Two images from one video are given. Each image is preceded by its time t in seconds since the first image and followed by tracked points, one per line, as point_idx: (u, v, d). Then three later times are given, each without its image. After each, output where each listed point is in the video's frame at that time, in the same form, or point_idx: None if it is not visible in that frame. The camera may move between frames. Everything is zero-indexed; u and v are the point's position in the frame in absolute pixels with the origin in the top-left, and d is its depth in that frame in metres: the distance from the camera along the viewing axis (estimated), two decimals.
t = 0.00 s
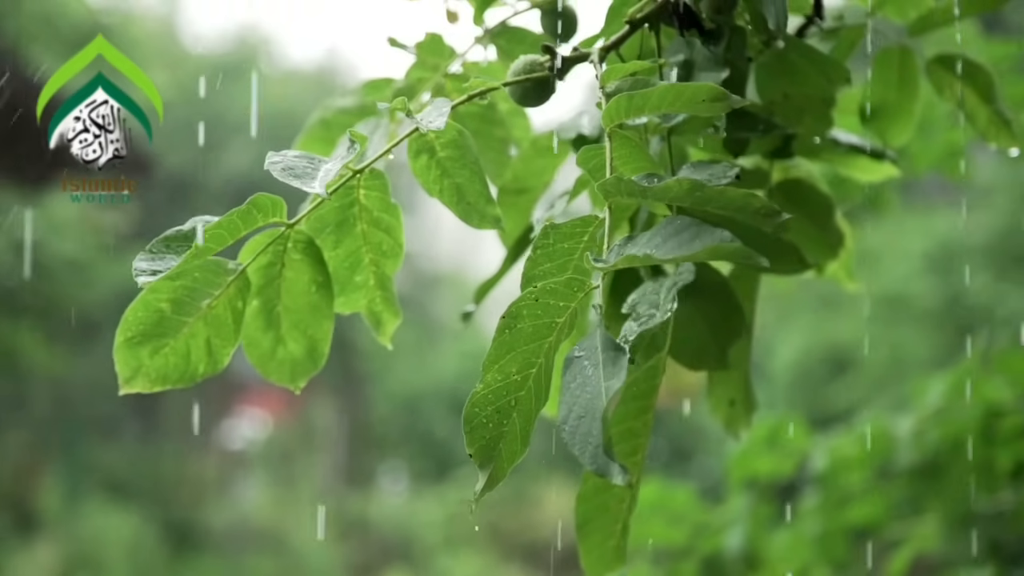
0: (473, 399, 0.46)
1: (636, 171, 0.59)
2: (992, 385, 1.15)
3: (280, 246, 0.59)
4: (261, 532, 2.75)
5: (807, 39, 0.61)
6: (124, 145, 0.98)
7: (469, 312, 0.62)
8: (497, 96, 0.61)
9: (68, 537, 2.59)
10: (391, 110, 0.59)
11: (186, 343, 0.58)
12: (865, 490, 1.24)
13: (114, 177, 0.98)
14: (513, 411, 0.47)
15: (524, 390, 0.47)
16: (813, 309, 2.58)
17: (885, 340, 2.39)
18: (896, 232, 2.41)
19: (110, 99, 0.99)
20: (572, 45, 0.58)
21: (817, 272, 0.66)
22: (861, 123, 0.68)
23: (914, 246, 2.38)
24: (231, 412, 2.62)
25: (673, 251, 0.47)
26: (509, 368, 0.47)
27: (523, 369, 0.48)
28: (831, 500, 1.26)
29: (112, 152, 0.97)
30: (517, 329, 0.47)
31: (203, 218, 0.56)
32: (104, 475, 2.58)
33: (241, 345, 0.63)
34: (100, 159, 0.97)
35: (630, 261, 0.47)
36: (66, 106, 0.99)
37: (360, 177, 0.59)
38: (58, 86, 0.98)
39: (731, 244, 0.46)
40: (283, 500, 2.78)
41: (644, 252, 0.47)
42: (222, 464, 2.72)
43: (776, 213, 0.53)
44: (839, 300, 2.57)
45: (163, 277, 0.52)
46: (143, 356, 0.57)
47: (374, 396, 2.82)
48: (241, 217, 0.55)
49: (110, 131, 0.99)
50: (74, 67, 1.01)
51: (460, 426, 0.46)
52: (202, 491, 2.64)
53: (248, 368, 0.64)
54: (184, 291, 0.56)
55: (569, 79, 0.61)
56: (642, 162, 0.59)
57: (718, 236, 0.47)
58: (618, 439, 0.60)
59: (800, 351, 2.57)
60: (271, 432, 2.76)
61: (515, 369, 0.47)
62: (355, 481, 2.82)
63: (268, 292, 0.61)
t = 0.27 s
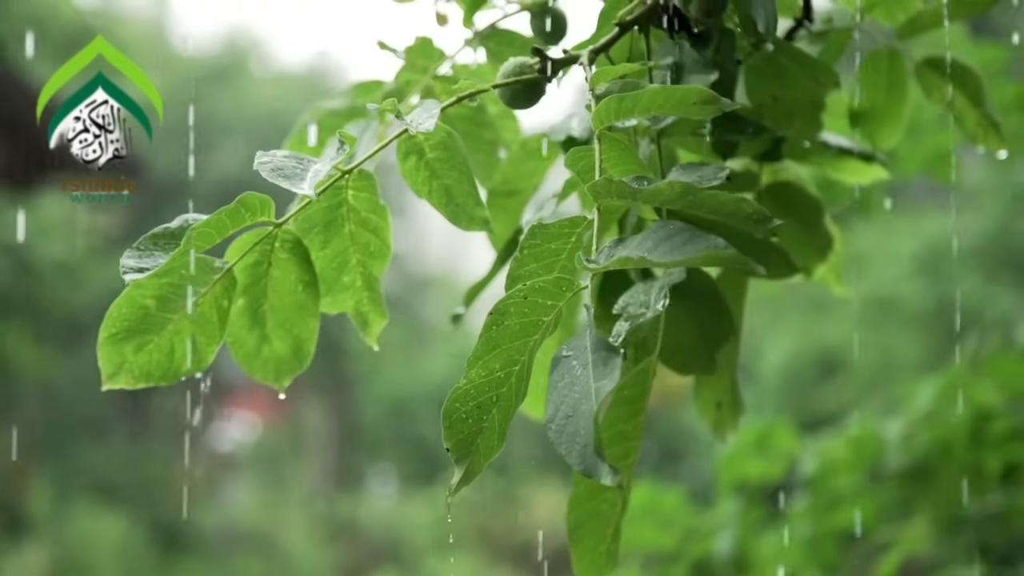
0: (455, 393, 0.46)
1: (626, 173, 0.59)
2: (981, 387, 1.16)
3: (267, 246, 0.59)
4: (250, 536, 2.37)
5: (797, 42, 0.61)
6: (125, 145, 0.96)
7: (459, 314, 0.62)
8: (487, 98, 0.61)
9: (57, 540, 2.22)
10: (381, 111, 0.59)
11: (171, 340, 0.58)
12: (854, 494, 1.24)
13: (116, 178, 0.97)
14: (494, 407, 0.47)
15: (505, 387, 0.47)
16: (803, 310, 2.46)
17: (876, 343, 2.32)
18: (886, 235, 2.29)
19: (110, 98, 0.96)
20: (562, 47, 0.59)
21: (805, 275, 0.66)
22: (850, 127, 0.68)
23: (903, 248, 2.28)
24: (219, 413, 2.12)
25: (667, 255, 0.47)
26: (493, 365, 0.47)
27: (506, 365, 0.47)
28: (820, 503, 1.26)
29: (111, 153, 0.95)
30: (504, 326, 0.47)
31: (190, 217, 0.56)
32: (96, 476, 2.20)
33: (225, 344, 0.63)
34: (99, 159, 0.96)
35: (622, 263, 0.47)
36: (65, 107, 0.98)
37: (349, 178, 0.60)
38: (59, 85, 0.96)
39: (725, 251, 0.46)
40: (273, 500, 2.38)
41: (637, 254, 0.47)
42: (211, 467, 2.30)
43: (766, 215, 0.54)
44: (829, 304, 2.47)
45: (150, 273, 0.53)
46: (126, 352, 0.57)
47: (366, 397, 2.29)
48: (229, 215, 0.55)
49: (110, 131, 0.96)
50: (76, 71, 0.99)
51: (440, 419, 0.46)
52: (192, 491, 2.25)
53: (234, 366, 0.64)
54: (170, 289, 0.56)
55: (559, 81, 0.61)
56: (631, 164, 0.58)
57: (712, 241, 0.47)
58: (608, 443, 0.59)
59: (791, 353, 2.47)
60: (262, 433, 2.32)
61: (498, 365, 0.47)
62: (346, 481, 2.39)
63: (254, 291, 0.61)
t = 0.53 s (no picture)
0: (454, 405, 0.46)
1: (617, 177, 0.59)
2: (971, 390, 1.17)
3: (258, 250, 0.59)
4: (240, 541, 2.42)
5: (785, 45, 0.61)
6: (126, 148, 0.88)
7: (450, 318, 0.62)
8: (476, 102, 0.62)
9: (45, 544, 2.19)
10: (371, 114, 0.59)
11: (163, 346, 0.58)
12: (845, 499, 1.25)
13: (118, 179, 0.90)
14: (494, 417, 0.47)
15: (504, 396, 0.47)
16: (792, 315, 2.48)
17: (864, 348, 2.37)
18: (878, 234, 2.34)
19: (110, 98, 0.88)
20: (551, 51, 0.59)
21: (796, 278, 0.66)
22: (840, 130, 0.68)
23: (892, 252, 2.34)
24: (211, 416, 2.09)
25: (654, 255, 0.47)
26: (490, 373, 0.47)
27: (503, 375, 0.47)
28: (809, 507, 1.27)
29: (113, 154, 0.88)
30: (499, 335, 0.47)
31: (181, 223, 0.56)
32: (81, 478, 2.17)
33: (218, 351, 0.62)
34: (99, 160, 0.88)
35: (612, 266, 0.47)
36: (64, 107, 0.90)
37: (340, 182, 0.59)
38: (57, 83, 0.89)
39: (711, 249, 0.46)
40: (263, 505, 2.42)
41: (626, 257, 0.47)
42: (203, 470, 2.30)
43: (756, 216, 0.53)
44: (819, 306, 2.48)
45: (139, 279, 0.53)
46: (118, 359, 0.58)
47: (358, 398, 2.30)
48: (219, 219, 0.55)
49: (110, 131, 0.89)
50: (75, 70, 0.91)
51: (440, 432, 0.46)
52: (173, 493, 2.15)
53: (225, 372, 0.63)
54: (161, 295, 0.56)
55: (549, 85, 0.61)
56: (622, 168, 0.58)
57: (698, 240, 0.47)
58: (596, 448, 0.59)
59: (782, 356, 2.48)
60: (252, 437, 2.31)
61: (496, 374, 0.47)
62: (334, 482, 2.43)
63: (245, 296, 0.60)
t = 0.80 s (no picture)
0: (439, 401, 0.46)
1: (607, 180, 0.59)
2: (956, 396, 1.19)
3: (249, 255, 0.59)
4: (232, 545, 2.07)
5: (777, 49, 0.61)
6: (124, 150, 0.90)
7: (439, 320, 0.62)
8: (467, 106, 0.61)
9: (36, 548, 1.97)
10: (362, 118, 0.59)
11: (156, 353, 0.58)
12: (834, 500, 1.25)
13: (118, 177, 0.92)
14: (477, 415, 0.47)
15: (489, 394, 0.47)
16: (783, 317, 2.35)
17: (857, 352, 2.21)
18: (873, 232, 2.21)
19: (110, 99, 0.87)
20: (542, 55, 0.59)
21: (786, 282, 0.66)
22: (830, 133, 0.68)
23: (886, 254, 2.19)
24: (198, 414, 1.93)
25: (650, 259, 0.47)
26: (476, 372, 0.47)
27: (489, 373, 0.47)
28: (800, 511, 1.30)
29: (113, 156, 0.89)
30: (487, 333, 0.47)
31: (172, 226, 0.56)
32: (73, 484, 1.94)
33: (210, 356, 0.63)
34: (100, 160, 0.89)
35: (605, 270, 0.47)
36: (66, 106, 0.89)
37: (330, 186, 0.60)
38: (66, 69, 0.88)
39: (708, 256, 0.46)
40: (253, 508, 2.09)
41: (620, 259, 0.47)
42: (189, 473, 2.04)
43: (748, 222, 0.53)
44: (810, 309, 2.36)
45: (132, 281, 0.53)
46: (111, 368, 0.57)
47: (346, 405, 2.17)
48: (211, 223, 0.55)
49: (110, 130, 0.89)
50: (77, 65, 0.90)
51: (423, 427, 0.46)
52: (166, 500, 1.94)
53: (217, 376, 0.63)
54: (152, 300, 0.57)
55: (541, 89, 0.61)
56: (612, 171, 0.59)
57: (694, 246, 0.47)
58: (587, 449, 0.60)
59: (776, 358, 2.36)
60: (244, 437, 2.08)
61: (482, 373, 0.47)
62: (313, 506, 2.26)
63: (237, 300, 0.60)
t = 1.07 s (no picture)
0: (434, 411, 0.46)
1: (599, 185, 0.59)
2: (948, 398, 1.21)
3: (240, 258, 0.59)
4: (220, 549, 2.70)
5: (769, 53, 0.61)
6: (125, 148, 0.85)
7: (431, 325, 0.62)
8: (460, 109, 0.61)
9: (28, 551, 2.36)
10: (353, 122, 0.59)
11: (145, 355, 0.58)
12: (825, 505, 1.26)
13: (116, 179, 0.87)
14: (473, 424, 0.47)
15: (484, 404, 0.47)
16: (772, 321, 2.68)
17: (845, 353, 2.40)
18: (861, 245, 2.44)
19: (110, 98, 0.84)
20: (534, 59, 0.59)
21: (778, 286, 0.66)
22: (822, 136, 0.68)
23: (877, 260, 2.41)
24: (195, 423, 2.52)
25: (636, 267, 0.47)
26: (470, 382, 0.47)
27: (483, 383, 0.47)
28: (790, 514, 1.31)
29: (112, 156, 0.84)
30: (479, 343, 0.47)
31: (164, 231, 0.56)
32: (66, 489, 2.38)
33: (201, 359, 0.62)
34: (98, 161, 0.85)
35: (593, 276, 0.47)
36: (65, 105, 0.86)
37: (322, 190, 0.59)
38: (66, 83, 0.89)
39: (693, 262, 0.47)
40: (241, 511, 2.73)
41: (606, 267, 0.47)
42: (184, 477, 2.63)
43: (736, 224, 0.53)
44: (799, 314, 2.66)
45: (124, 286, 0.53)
46: (100, 368, 0.57)
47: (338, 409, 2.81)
48: (202, 228, 0.55)
49: (110, 131, 0.85)
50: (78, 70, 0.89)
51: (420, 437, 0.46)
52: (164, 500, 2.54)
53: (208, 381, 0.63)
54: (143, 303, 0.57)
55: (532, 92, 0.61)
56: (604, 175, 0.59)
57: (680, 251, 0.47)
58: (580, 454, 0.60)
59: (762, 361, 2.68)
60: (233, 443, 2.70)
61: (476, 383, 0.47)
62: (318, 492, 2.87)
63: (227, 304, 0.60)
